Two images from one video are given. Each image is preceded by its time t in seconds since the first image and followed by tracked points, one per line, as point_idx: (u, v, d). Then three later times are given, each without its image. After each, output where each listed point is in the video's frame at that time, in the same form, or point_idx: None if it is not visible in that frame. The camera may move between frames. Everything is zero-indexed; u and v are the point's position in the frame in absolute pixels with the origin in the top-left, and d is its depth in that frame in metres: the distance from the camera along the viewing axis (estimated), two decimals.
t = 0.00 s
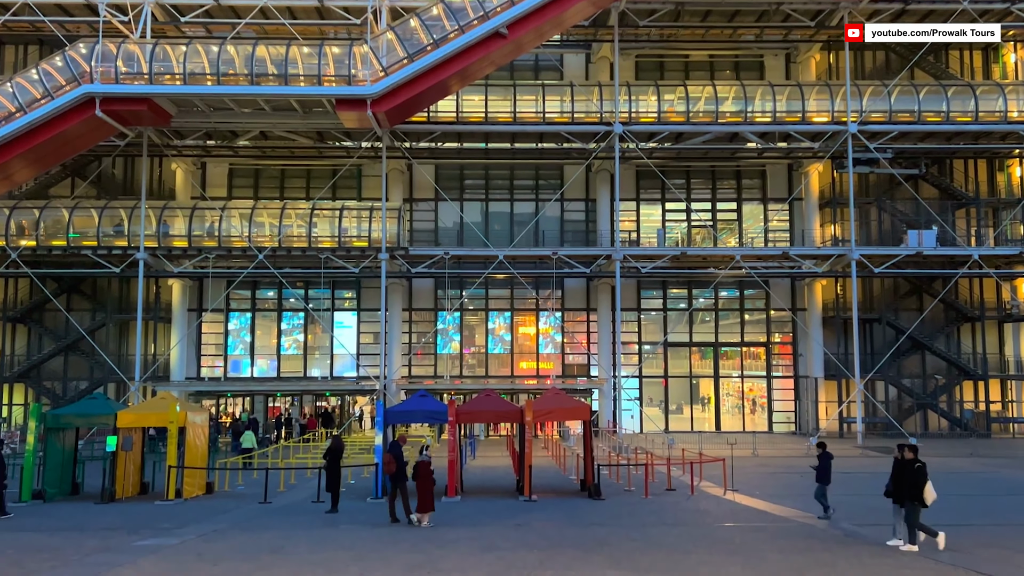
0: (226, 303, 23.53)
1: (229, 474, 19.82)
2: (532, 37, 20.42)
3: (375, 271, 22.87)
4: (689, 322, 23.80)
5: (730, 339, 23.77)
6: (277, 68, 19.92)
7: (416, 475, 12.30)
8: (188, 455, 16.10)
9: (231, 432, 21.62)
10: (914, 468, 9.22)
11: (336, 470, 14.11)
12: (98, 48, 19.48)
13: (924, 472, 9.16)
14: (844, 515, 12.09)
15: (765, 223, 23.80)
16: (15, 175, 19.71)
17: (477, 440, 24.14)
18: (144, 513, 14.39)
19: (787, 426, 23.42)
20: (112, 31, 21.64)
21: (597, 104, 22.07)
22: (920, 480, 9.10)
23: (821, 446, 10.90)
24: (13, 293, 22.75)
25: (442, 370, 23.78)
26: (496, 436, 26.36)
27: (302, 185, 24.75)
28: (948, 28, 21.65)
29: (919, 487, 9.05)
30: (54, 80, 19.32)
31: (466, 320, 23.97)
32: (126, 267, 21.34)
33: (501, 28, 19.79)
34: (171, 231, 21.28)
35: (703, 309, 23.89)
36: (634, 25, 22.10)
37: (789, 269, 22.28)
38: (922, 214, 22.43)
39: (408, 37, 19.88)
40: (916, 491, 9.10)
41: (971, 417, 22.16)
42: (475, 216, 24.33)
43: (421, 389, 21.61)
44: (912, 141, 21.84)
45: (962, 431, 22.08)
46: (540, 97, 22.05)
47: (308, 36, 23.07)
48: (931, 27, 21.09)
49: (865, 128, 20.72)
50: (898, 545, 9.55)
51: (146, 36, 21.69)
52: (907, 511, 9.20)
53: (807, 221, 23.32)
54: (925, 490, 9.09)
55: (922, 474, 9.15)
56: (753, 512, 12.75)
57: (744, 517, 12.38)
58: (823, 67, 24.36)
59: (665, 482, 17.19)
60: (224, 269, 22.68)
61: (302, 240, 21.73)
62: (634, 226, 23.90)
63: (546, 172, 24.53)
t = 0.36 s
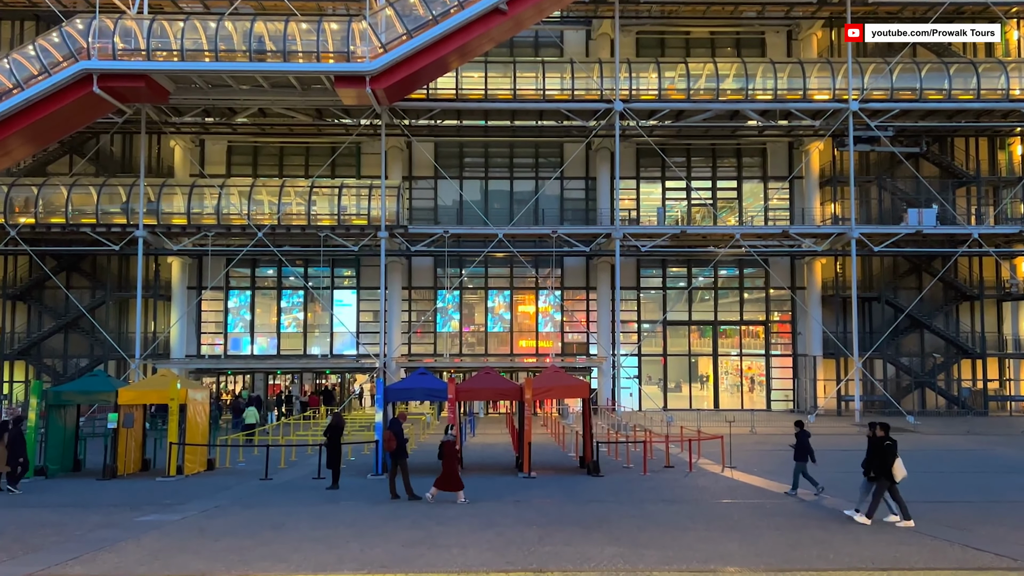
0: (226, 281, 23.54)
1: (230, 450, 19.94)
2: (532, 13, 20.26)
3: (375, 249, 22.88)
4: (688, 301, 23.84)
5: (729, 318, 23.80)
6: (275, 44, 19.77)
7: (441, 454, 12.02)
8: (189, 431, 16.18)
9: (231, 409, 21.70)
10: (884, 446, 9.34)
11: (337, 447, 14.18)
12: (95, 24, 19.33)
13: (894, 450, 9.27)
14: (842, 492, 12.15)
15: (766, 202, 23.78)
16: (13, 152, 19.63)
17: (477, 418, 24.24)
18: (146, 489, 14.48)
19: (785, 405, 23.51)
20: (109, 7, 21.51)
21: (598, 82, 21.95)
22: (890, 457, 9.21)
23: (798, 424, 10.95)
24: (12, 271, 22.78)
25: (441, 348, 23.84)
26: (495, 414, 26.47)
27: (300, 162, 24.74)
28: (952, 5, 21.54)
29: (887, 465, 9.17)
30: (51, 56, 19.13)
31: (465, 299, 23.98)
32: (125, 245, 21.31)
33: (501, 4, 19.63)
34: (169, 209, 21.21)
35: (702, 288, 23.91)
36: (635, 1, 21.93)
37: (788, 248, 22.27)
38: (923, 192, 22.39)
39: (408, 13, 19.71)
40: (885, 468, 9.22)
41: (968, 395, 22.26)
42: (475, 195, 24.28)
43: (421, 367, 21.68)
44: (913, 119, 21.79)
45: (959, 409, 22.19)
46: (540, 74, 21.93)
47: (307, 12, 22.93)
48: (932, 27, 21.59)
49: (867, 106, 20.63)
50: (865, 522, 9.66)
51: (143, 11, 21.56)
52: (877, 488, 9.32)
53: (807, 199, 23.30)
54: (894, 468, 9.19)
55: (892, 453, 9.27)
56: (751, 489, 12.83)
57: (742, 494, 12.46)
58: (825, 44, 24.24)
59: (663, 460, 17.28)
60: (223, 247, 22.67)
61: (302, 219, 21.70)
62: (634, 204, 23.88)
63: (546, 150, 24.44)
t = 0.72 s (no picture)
0: (229, 269, 23.59)
1: (234, 437, 20.04)
2: None
3: (378, 237, 22.91)
4: (691, 289, 23.85)
5: (732, 306, 23.81)
6: (277, 31, 19.72)
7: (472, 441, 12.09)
8: (194, 418, 16.26)
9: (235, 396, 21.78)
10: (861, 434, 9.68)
11: (340, 434, 14.23)
12: (97, 11, 19.28)
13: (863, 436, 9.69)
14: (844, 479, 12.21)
15: (769, 189, 23.76)
16: (15, 139, 19.61)
17: (479, 406, 24.30)
18: (151, 475, 14.56)
19: (787, 392, 23.54)
20: None
21: (601, 68, 21.86)
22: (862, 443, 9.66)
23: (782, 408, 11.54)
24: (16, 258, 22.81)
25: (444, 336, 23.89)
26: (498, 401, 26.56)
27: (303, 150, 24.74)
28: None
29: (860, 450, 9.49)
30: (54, 43, 19.09)
31: (468, 287, 24.01)
32: (128, 233, 21.31)
33: None
34: (172, 197, 21.20)
35: (705, 276, 23.92)
36: None
37: (791, 235, 22.26)
38: (927, 179, 22.37)
39: None
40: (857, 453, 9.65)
41: (970, 383, 22.26)
42: (477, 182, 24.27)
43: (424, 354, 21.71)
44: (917, 106, 21.74)
45: (961, 397, 22.20)
46: (543, 61, 21.88)
47: None
48: (931, 27, 22.08)
49: (871, 93, 20.55)
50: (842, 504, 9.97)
51: None
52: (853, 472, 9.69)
53: (810, 186, 23.28)
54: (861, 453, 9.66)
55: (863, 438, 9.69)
56: (752, 476, 12.89)
57: (743, 480, 12.52)
58: (829, 30, 24.16)
59: (665, 447, 17.34)
60: (226, 234, 22.69)
61: (304, 206, 21.70)
62: (637, 192, 23.87)
63: (548, 137, 24.40)
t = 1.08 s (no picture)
0: (240, 264, 23.68)
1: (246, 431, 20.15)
2: None
3: (389, 232, 22.94)
4: (702, 284, 23.79)
5: (743, 300, 23.75)
6: (287, 26, 19.74)
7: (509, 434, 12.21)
8: (205, 412, 16.37)
9: (246, 390, 21.87)
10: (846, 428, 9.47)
11: (351, 428, 14.28)
12: (108, 6, 19.32)
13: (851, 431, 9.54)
14: (854, 475, 12.18)
15: (780, 183, 23.67)
16: (28, 135, 19.68)
17: (489, 400, 24.31)
18: (163, 468, 14.65)
19: (798, 387, 23.45)
20: None
21: (611, 62, 21.80)
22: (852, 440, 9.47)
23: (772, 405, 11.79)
24: (29, 253, 22.95)
25: (454, 331, 23.92)
26: (508, 396, 26.58)
27: (313, 145, 24.82)
28: None
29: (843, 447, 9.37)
30: (66, 39, 19.18)
31: (478, 281, 24.03)
32: (140, 227, 21.42)
33: None
34: (184, 191, 21.28)
35: (716, 270, 23.86)
36: None
37: (803, 230, 22.17)
38: (940, 173, 22.24)
39: None
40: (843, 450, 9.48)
41: (983, 378, 22.12)
42: (487, 177, 24.27)
43: (434, 349, 21.75)
44: (930, 100, 21.61)
45: (974, 392, 22.07)
46: (553, 56, 21.84)
47: None
48: (931, 27, 21.53)
49: (883, 87, 20.42)
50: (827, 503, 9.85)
51: None
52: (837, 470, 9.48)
53: (822, 180, 23.17)
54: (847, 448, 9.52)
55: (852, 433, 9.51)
56: (764, 471, 12.85)
57: (754, 475, 12.50)
58: (841, 24, 24.01)
59: (675, 442, 17.31)
60: (238, 229, 22.78)
61: (315, 201, 21.75)
62: (648, 186, 23.84)
63: (558, 132, 24.36)
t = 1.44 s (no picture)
0: (264, 265, 23.87)
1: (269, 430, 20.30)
2: None
3: (410, 233, 23.02)
4: (725, 285, 23.69)
5: (766, 302, 23.59)
6: (310, 29, 19.89)
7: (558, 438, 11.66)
8: (230, 412, 16.55)
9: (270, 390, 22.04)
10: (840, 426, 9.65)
11: (374, 429, 14.35)
12: (134, 10, 19.60)
13: (854, 432, 9.55)
14: (879, 478, 12.07)
15: (804, 184, 23.50)
16: (57, 138, 19.89)
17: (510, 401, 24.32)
18: (188, 468, 14.80)
19: (822, 389, 23.26)
20: None
21: (633, 63, 21.74)
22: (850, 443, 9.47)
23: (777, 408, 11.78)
24: (57, 254, 23.30)
25: (476, 331, 23.96)
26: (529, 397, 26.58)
27: (336, 147, 24.98)
28: None
29: (842, 447, 9.55)
30: (93, 43, 19.46)
31: (499, 283, 24.06)
32: (165, 229, 21.65)
33: None
34: (208, 193, 21.49)
35: (739, 271, 23.73)
36: None
37: (827, 230, 21.99)
38: (967, 173, 21.97)
39: None
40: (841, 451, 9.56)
41: (1012, 380, 21.80)
42: (508, 178, 24.29)
43: (455, 350, 21.79)
44: (957, 99, 21.36)
45: (1002, 395, 21.77)
46: (575, 56, 21.83)
47: None
48: (931, 28, 20.88)
49: (909, 86, 20.22)
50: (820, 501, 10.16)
51: None
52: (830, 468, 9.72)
53: (846, 181, 22.97)
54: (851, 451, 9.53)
55: (851, 435, 9.52)
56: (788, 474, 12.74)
57: (778, 478, 12.40)
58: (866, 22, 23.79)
59: (698, 444, 17.21)
60: (262, 231, 22.97)
61: (337, 203, 21.88)
62: (670, 187, 23.76)
63: (580, 132, 24.33)
